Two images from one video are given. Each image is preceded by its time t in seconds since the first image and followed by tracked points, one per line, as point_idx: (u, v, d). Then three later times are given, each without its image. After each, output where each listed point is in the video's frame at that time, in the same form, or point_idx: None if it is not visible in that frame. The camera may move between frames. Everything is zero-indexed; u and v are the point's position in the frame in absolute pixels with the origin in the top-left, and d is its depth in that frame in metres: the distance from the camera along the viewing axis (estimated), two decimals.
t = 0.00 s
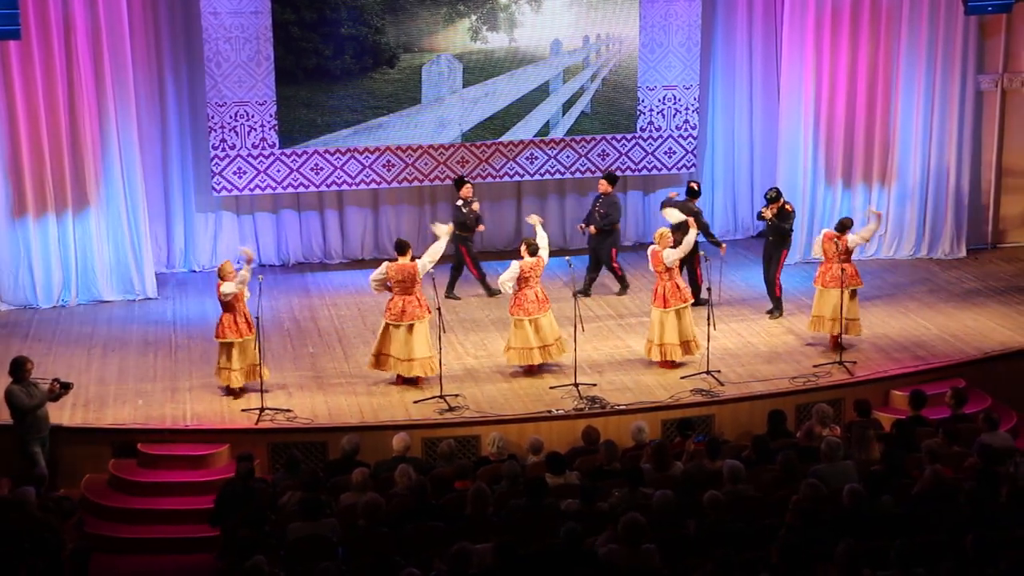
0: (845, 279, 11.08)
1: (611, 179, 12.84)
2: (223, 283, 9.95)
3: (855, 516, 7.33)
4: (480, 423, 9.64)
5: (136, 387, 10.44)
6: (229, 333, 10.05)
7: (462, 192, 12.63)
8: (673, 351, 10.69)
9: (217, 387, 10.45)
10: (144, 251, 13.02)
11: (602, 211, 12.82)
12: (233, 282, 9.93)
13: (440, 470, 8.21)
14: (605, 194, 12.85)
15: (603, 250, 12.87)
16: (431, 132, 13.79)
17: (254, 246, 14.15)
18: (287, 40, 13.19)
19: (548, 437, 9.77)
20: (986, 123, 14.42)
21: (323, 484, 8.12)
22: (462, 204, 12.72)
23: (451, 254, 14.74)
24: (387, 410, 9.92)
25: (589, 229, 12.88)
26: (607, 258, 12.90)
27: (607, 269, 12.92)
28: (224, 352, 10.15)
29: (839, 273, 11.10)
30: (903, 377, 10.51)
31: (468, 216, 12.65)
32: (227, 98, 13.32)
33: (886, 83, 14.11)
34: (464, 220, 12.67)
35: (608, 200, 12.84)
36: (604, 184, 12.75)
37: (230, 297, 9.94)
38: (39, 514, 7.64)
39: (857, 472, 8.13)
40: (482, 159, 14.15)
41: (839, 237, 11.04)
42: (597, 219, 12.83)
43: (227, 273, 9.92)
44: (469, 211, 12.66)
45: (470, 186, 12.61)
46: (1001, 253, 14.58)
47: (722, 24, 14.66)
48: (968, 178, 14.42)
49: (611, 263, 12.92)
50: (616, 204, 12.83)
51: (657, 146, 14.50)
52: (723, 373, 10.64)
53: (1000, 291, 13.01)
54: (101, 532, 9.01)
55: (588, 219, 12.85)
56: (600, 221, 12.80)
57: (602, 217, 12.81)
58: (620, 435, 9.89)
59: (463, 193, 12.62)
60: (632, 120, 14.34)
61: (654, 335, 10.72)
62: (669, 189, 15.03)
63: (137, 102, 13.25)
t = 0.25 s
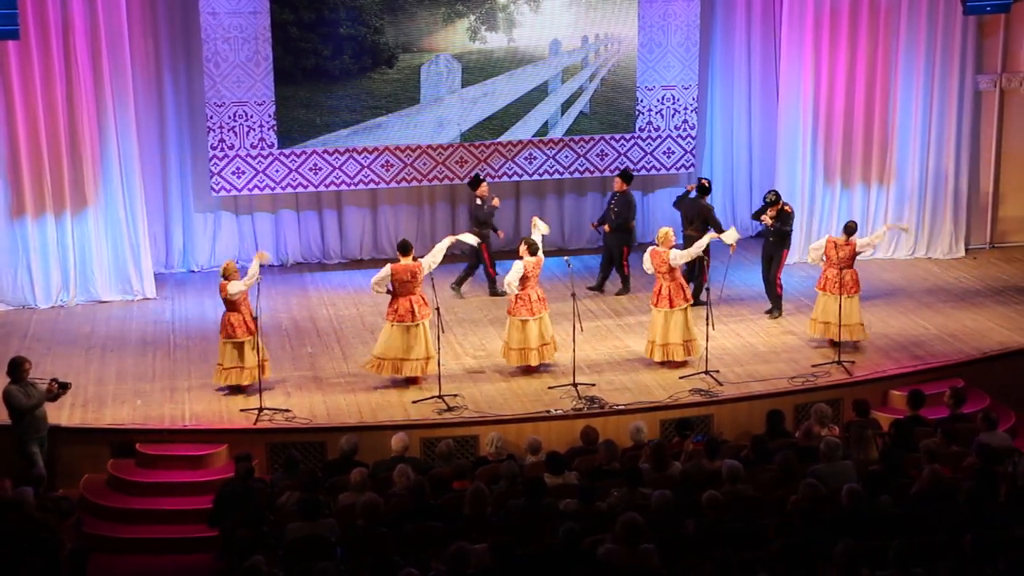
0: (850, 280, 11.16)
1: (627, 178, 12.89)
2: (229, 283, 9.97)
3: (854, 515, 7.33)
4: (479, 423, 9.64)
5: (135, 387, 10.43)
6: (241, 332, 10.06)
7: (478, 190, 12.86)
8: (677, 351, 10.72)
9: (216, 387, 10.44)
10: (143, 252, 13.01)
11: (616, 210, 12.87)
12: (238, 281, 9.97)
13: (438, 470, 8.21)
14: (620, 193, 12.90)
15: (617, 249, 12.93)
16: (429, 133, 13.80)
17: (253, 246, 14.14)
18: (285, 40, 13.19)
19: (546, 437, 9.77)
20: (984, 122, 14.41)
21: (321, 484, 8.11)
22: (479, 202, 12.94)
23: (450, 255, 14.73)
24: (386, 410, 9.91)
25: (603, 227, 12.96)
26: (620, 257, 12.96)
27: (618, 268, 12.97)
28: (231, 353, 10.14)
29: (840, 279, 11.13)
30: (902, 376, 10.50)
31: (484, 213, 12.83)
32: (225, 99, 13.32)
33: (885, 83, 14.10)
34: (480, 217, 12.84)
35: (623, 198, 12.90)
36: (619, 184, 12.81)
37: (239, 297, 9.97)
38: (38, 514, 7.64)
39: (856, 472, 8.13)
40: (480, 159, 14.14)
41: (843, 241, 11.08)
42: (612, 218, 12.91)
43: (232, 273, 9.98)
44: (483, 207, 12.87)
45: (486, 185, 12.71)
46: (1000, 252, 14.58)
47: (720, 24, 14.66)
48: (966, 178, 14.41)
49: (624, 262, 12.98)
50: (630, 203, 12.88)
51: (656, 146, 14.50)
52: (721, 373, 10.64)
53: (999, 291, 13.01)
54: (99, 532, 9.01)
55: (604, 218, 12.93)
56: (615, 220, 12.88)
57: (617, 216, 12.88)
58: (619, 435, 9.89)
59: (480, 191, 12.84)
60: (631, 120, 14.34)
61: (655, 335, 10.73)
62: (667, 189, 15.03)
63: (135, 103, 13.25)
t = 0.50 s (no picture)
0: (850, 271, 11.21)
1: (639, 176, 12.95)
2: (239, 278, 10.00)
3: (851, 515, 7.33)
4: (476, 423, 9.64)
5: (132, 388, 10.43)
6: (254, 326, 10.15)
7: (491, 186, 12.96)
8: (678, 349, 10.72)
9: (214, 388, 10.44)
10: (140, 252, 13.01)
11: (628, 208, 12.95)
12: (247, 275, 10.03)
13: (435, 471, 8.20)
14: (632, 191, 12.97)
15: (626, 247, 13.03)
16: (426, 133, 13.80)
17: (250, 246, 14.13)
18: (283, 40, 13.18)
19: (544, 437, 9.77)
20: (982, 122, 14.41)
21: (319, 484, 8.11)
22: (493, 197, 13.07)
23: (448, 255, 14.73)
24: (383, 410, 9.91)
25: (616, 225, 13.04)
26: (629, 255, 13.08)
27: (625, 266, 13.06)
28: (243, 349, 10.16)
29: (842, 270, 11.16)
30: (899, 376, 10.51)
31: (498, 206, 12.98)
32: (223, 99, 13.31)
33: (882, 82, 14.11)
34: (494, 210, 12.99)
35: (636, 197, 12.97)
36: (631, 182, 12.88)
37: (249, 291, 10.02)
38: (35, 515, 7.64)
39: (853, 472, 8.13)
40: (478, 159, 14.12)
41: (849, 233, 11.05)
42: (623, 216, 12.99)
43: (240, 268, 9.99)
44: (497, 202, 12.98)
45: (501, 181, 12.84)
46: (997, 252, 14.58)
47: (717, 24, 14.66)
48: (963, 178, 14.42)
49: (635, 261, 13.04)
50: (642, 202, 12.93)
51: (653, 146, 14.50)
52: (719, 373, 10.64)
53: (996, 291, 13.02)
54: (97, 532, 9.01)
55: (615, 214, 13.02)
56: (627, 217, 12.96)
57: (628, 213, 12.96)
58: (617, 435, 9.89)
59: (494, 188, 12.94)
60: (628, 120, 14.34)
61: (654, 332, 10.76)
62: (665, 189, 15.03)
63: (132, 103, 13.24)
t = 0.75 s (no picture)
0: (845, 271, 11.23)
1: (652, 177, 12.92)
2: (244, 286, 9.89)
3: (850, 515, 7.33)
4: (475, 424, 9.64)
5: (131, 388, 10.43)
6: (260, 331, 10.11)
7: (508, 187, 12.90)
8: (673, 353, 10.73)
9: (212, 388, 10.43)
10: (138, 252, 13.00)
11: (641, 209, 12.91)
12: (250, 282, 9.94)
13: (434, 471, 8.20)
14: (645, 192, 12.94)
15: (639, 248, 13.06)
16: (424, 133, 13.80)
17: (248, 247, 14.13)
18: (281, 40, 13.17)
19: (543, 437, 9.77)
20: (980, 122, 14.44)
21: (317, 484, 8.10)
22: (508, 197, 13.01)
23: (446, 255, 14.73)
24: (382, 411, 9.91)
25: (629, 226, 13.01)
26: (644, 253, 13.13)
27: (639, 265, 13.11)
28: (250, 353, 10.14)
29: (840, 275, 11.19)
30: (898, 376, 10.51)
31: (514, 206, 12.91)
32: (221, 99, 13.32)
33: (880, 82, 14.11)
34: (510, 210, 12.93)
35: (648, 198, 12.93)
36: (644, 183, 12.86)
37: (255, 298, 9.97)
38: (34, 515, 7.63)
39: (852, 472, 8.13)
40: (476, 159, 14.14)
41: (852, 237, 11.03)
42: (637, 217, 12.96)
43: (243, 275, 9.90)
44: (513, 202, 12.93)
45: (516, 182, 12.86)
46: (995, 252, 14.60)
47: (716, 24, 14.67)
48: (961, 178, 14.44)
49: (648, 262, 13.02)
50: (654, 202, 12.91)
51: (651, 146, 14.51)
52: (717, 373, 10.64)
53: (994, 291, 13.03)
54: (96, 533, 9.00)
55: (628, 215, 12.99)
56: (640, 219, 12.94)
57: (641, 215, 12.93)
58: (615, 435, 9.90)
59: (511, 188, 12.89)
60: (626, 120, 14.35)
61: (656, 335, 10.76)
62: (663, 189, 15.04)
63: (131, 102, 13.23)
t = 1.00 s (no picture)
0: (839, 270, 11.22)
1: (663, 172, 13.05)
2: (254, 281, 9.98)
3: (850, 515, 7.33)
4: (475, 424, 9.64)
5: (130, 388, 10.42)
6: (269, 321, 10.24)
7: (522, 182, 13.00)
8: (679, 349, 10.74)
9: (211, 388, 10.43)
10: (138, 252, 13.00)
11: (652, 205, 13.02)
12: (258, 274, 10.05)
13: (434, 472, 8.20)
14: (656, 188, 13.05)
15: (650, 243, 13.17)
16: (424, 134, 13.80)
17: (248, 247, 14.13)
18: (280, 41, 13.17)
19: (542, 437, 9.78)
20: (979, 122, 14.44)
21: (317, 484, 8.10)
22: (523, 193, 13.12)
23: (445, 255, 14.74)
24: (381, 411, 9.91)
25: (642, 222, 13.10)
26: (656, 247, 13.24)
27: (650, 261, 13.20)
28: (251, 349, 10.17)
29: (842, 272, 11.18)
30: (897, 376, 10.51)
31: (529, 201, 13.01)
32: (220, 99, 13.30)
33: (880, 83, 14.11)
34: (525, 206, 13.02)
35: (659, 193, 13.06)
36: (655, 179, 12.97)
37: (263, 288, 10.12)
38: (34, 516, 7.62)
39: (851, 472, 8.14)
40: (475, 159, 14.15)
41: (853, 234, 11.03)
42: (649, 213, 13.06)
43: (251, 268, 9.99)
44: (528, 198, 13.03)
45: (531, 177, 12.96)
46: (994, 252, 14.60)
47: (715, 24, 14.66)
48: (960, 178, 14.44)
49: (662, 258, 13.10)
50: (665, 197, 13.03)
51: (650, 146, 14.52)
52: (717, 373, 10.65)
53: (994, 291, 13.03)
54: (95, 533, 8.99)
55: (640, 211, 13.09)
56: (651, 214, 13.04)
57: (653, 210, 13.04)
58: (615, 435, 9.90)
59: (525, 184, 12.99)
60: (625, 120, 14.35)
61: (659, 333, 10.77)
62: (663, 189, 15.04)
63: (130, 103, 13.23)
